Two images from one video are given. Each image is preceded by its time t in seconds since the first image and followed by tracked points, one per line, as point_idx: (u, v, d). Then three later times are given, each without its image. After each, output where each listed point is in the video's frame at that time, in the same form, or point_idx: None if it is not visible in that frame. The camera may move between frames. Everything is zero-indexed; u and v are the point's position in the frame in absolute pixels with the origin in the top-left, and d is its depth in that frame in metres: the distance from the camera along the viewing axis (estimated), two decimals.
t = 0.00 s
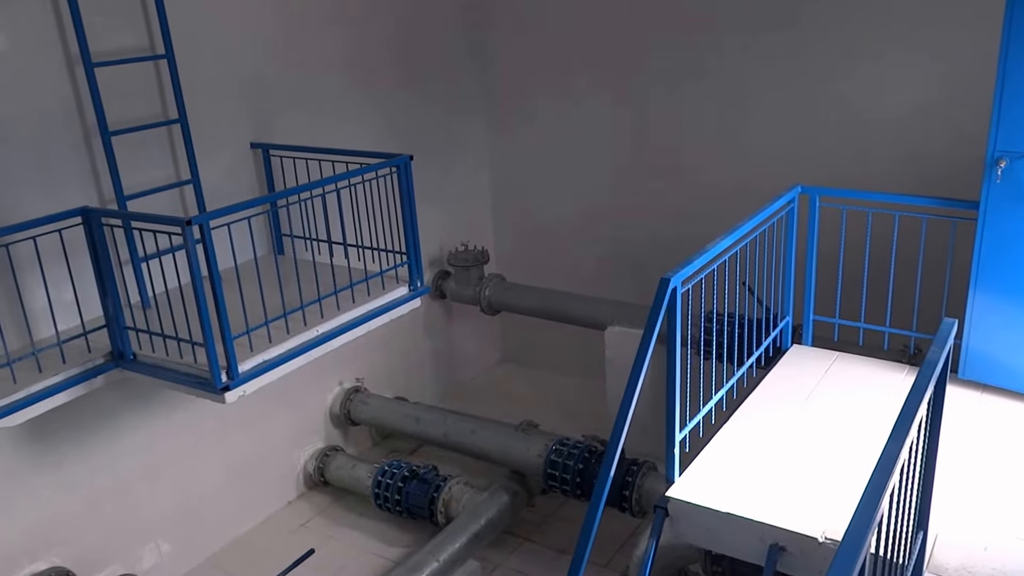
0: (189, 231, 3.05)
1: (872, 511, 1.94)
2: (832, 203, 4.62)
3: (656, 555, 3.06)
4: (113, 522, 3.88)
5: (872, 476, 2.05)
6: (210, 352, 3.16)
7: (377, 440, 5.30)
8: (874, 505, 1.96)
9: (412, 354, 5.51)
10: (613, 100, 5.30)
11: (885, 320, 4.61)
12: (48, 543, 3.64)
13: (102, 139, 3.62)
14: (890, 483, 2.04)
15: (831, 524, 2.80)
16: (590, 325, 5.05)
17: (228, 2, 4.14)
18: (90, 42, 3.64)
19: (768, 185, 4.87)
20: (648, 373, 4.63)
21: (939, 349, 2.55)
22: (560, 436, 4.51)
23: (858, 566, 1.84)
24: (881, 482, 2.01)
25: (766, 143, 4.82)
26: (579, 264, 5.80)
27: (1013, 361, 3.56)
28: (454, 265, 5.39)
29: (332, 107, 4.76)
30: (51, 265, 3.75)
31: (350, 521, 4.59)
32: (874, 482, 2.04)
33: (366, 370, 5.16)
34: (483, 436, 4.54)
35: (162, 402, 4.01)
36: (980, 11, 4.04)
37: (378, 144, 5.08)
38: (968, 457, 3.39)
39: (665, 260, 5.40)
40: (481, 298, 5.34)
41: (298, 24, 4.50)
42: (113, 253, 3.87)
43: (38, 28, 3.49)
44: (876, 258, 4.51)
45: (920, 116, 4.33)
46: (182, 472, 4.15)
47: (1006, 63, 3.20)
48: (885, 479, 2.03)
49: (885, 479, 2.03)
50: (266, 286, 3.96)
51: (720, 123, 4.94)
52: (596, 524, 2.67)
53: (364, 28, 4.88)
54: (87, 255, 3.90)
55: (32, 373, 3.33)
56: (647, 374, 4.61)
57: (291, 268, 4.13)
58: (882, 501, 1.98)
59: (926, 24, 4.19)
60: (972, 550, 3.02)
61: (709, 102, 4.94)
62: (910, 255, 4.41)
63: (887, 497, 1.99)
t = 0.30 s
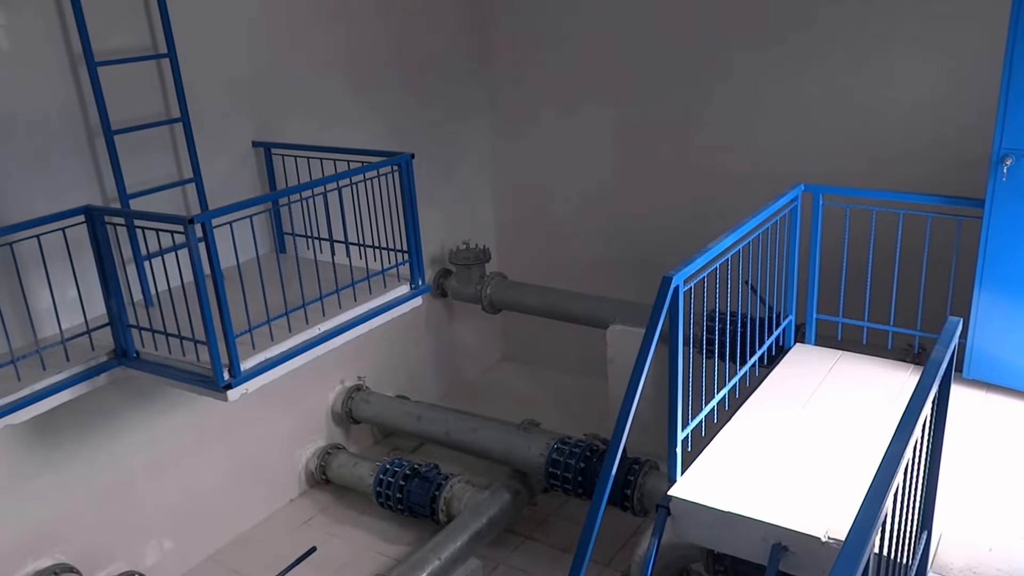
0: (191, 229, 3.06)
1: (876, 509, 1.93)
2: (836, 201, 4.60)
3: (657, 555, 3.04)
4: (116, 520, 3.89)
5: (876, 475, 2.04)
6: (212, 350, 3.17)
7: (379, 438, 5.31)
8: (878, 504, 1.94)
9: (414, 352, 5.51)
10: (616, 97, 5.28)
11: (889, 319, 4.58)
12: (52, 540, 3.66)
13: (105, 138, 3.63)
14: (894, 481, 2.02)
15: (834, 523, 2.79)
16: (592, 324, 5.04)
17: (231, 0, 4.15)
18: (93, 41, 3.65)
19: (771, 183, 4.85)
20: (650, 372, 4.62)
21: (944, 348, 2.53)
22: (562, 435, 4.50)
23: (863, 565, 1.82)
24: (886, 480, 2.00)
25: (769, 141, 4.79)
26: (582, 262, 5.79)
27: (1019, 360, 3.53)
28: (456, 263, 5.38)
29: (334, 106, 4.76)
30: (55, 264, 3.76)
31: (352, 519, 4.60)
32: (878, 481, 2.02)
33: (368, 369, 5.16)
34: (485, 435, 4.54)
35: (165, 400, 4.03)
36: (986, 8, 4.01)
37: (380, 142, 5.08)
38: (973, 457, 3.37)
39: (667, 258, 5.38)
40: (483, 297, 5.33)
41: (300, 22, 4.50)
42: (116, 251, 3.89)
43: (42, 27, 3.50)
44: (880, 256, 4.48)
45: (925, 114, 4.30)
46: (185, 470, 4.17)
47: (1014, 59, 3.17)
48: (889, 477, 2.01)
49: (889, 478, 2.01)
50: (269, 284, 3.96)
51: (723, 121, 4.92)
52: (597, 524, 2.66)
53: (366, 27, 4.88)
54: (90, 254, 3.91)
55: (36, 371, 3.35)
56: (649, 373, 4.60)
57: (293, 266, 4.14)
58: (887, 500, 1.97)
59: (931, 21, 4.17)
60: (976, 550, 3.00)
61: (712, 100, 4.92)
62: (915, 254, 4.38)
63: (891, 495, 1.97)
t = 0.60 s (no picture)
0: (195, 227, 3.07)
1: (879, 513, 1.92)
2: (840, 200, 4.57)
3: (659, 555, 3.03)
4: (120, 516, 3.92)
5: (880, 477, 2.03)
6: (215, 348, 3.17)
7: (382, 437, 5.32)
8: (881, 507, 1.93)
9: (417, 351, 5.52)
10: (619, 97, 5.27)
11: (894, 320, 4.56)
12: (57, 537, 3.69)
13: (109, 136, 3.64)
14: (898, 483, 2.01)
15: (838, 524, 2.77)
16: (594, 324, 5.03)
17: None
18: (98, 40, 3.67)
19: (775, 182, 4.83)
20: (653, 372, 4.61)
21: (948, 349, 2.52)
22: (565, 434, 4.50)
23: (866, 567, 1.82)
24: (890, 483, 1.99)
25: (772, 140, 4.77)
26: (584, 262, 5.78)
27: None
28: (458, 263, 5.38)
29: (336, 106, 4.76)
30: (60, 262, 3.78)
31: (355, 517, 4.61)
32: (881, 483, 2.01)
33: (370, 368, 5.17)
34: (487, 434, 4.54)
35: (168, 398, 4.05)
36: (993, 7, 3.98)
37: (382, 142, 5.08)
38: (978, 459, 3.34)
39: (670, 258, 5.36)
40: (485, 296, 5.33)
41: (301, 22, 4.50)
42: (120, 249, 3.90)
43: (47, 25, 3.52)
44: (885, 257, 4.45)
45: (930, 113, 4.27)
46: (189, 467, 4.19)
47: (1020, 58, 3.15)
48: (892, 480, 2.00)
49: (893, 480, 2.00)
50: (272, 283, 3.97)
51: (726, 120, 4.90)
52: (598, 524, 2.66)
53: (368, 26, 4.88)
54: (95, 252, 3.93)
55: (41, 369, 3.37)
56: (652, 373, 4.59)
57: (296, 265, 4.15)
58: (890, 503, 1.96)
59: (937, 20, 4.14)
60: (980, 552, 2.98)
61: (716, 99, 4.90)
62: (919, 254, 4.36)
63: (895, 498, 1.96)
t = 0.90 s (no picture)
0: (201, 226, 3.07)
1: (885, 516, 1.91)
2: (848, 202, 4.55)
3: (663, 556, 3.02)
4: (126, 513, 3.94)
5: (886, 481, 2.01)
6: (221, 346, 3.18)
7: (387, 436, 5.33)
8: (887, 511, 1.92)
9: (421, 351, 5.52)
10: (625, 97, 5.25)
11: (901, 323, 4.53)
12: (64, 533, 3.72)
13: (117, 135, 3.66)
14: (904, 487, 2.00)
15: (843, 527, 2.76)
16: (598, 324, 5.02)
17: None
18: (106, 39, 3.68)
19: (782, 184, 4.80)
20: (658, 373, 4.60)
21: (955, 353, 2.50)
22: (569, 435, 4.50)
23: (871, 572, 1.81)
24: (896, 486, 1.97)
25: (780, 142, 4.75)
26: (589, 263, 5.77)
27: None
28: (463, 263, 5.37)
29: (342, 106, 4.77)
30: (68, 260, 3.80)
31: (359, 516, 4.63)
32: (887, 488, 2.00)
33: (375, 367, 5.18)
34: (492, 434, 4.54)
35: (174, 396, 4.07)
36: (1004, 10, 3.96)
37: (388, 142, 5.08)
38: (985, 463, 3.32)
39: (676, 259, 5.34)
40: (490, 296, 5.33)
41: (307, 22, 4.50)
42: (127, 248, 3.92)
43: (56, 24, 3.54)
44: (893, 260, 4.42)
45: (939, 115, 4.24)
46: (195, 465, 4.21)
47: None
48: (899, 484, 1.99)
49: (899, 484, 1.99)
50: (278, 282, 3.98)
51: (733, 121, 4.87)
52: (602, 526, 2.65)
53: (374, 26, 4.87)
54: (103, 250, 3.95)
55: (48, 366, 3.39)
56: (657, 374, 4.57)
57: (302, 264, 4.16)
58: (896, 506, 1.94)
59: (946, 20, 4.11)
60: (987, 557, 2.95)
61: (723, 99, 4.87)
62: (927, 257, 4.33)
63: (901, 501, 1.95)
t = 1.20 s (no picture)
0: (210, 226, 3.08)
1: (893, 523, 1.89)
2: (858, 206, 4.52)
3: (669, 560, 3.02)
4: (134, 510, 3.96)
5: (894, 487, 2.00)
6: (229, 345, 3.19)
7: (394, 436, 5.34)
8: (896, 517, 1.91)
9: (428, 352, 5.53)
10: (634, 98, 5.23)
11: (910, 328, 4.51)
12: (73, 529, 3.74)
13: (127, 134, 3.67)
14: (913, 493, 1.99)
15: (850, 533, 2.75)
16: (606, 327, 5.01)
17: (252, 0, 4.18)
18: (117, 39, 3.69)
19: (792, 187, 4.78)
20: (665, 377, 4.59)
21: (966, 358, 2.48)
22: (575, 437, 4.50)
23: None
24: (905, 492, 1.96)
25: (789, 145, 4.73)
26: (597, 265, 5.75)
27: None
28: (471, 264, 5.37)
29: (351, 107, 4.77)
30: (78, 257, 3.82)
31: (365, 516, 4.64)
32: (896, 493, 1.99)
33: (382, 368, 5.19)
34: (498, 436, 4.54)
35: (182, 395, 4.09)
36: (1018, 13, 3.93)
37: (397, 143, 5.08)
38: (994, 469, 3.30)
39: (684, 262, 5.33)
40: (497, 298, 5.32)
41: (318, 22, 4.51)
42: (137, 246, 3.94)
43: (67, 23, 3.55)
44: (903, 265, 4.40)
45: (951, 120, 4.21)
46: (202, 463, 4.23)
47: None
48: (907, 489, 1.98)
49: (908, 490, 1.98)
50: (286, 282, 3.99)
51: (743, 123, 4.85)
52: (607, 529, 2.65)
53: (384, 27, 4.87)
54: (112, 248, 3.97)
55: (58, 364, 3.41)
56: (664, 376, 4.56)
57: (310, 264, 4.17)
58: (905, 512, 1.94)
59: (960, 24, 4.08)
60: (996, 563, 2.94)
61: (733, 102, 4.85)
62: (937, 263, 4.30)
63: (909, 508, 1.94)
